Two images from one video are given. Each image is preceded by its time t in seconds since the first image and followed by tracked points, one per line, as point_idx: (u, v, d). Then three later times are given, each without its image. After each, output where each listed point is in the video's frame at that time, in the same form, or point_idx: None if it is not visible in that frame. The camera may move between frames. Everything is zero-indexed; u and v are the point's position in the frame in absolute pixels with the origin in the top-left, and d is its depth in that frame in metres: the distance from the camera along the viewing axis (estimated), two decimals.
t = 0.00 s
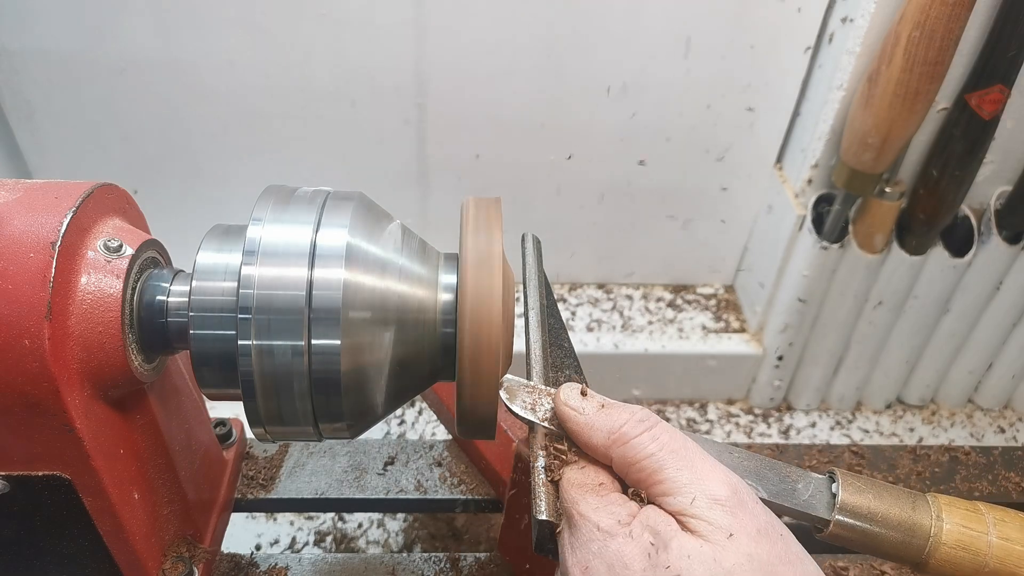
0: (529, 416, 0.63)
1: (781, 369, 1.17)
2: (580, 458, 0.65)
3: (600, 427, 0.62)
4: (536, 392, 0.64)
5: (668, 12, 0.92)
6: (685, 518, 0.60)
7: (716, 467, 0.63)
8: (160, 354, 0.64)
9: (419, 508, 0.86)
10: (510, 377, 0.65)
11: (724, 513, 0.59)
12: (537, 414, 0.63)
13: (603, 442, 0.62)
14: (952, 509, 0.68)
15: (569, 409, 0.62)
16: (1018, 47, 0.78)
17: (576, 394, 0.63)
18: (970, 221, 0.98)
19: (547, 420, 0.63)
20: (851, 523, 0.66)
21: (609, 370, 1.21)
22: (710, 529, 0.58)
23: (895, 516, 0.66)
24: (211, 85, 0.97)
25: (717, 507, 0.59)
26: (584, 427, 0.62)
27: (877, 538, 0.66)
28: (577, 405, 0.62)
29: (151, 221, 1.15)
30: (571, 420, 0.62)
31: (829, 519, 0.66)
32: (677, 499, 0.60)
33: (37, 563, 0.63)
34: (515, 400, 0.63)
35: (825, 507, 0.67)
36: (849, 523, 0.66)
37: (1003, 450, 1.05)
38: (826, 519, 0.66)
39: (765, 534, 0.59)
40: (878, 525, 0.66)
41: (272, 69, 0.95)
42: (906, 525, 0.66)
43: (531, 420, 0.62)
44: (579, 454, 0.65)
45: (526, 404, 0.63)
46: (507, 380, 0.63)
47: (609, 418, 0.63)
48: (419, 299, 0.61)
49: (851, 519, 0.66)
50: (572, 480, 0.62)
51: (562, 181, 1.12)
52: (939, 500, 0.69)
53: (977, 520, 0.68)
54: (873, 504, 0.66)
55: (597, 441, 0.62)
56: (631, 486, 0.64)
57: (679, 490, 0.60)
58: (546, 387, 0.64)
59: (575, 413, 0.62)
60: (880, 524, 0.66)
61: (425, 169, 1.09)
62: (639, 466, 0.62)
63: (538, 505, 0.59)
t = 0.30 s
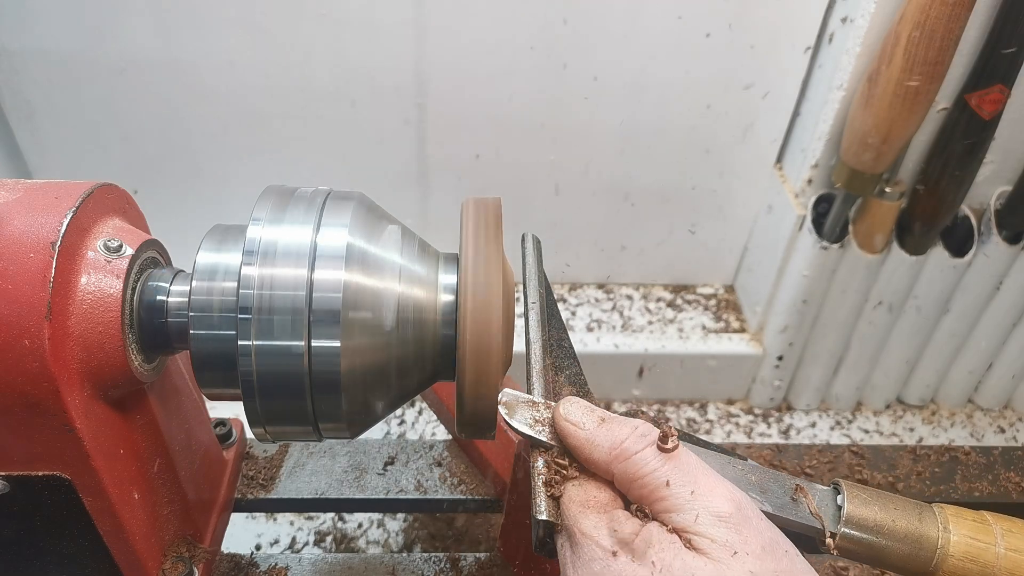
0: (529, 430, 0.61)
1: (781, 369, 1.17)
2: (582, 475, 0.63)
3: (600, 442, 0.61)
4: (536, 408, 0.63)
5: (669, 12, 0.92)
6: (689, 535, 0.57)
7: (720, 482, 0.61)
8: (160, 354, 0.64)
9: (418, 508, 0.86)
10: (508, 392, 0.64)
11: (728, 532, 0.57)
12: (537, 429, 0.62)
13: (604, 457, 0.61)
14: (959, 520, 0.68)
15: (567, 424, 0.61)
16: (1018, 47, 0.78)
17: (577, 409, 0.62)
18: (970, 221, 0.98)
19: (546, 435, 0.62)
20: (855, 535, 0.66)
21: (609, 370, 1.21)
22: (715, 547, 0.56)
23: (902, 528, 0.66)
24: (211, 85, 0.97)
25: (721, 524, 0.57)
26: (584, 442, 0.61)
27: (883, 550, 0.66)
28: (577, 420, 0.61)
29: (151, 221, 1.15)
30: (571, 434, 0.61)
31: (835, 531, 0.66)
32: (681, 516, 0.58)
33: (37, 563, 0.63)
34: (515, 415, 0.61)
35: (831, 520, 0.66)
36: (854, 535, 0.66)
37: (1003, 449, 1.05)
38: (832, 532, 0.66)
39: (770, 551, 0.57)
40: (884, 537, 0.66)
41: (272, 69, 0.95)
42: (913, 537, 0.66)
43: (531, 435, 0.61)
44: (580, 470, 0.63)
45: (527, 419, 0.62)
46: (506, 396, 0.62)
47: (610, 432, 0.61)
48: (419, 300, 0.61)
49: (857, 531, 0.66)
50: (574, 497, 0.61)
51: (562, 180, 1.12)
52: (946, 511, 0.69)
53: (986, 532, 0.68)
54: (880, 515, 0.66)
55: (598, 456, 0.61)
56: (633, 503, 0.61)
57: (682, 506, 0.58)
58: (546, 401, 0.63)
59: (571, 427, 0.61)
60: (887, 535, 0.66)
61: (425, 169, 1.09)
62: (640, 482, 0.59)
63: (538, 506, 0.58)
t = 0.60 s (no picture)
0: (531, 447, 0.61)
1: (781, 369, 1.17)
2: (587, 490, 0.63)
3: (607, 459, 0.60)
4: (541, 424, 0.62)
5: (669, 11, 0.92)
6: (696, 552, 0.58)
7: (728, 500, 0.61)
8: (160, 354, 0.64)
9: (418, 508, 0.86)
10: (514, 408, 0.64)
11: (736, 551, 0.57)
12: (542, 444, 0.62)
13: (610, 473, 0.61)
14: (971, 533, 0.67)
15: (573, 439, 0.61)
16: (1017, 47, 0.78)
17: (583, 423, 0.61)
18: (970, 221, 0.98)
19: (551, 449, 0.62)
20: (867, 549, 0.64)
21: (609, 369, 1.21)
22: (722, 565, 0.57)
23: (915, 541, 0.65)
24: (211, 85, 0.97)
25: (727, 542, 0.58)
26: (590, 458, 0.60)
27: (896, 565, 0.65)
28: (584, 435, 0.61)
29: (151, 221, 1.15)
30: (577, 449, 0.60)
31: (846, 546, 0.65)
32: (687, 534, 0.58)
33: (37, 563, 0.63)
34: (519, 432, 0.61)
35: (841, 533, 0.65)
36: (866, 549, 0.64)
37: (1003, 449, 1.05)
38: (843, 546, 0.65)
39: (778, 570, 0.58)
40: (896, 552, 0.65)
41: (271, 69, 0.95)
42: (926, 551, 0.65)
43: (536, 452, 0.61)
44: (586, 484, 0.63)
45: (531, 435, 0.62)
46: (510, 411, 0.62)
47: (617, 448, 0.61)
48: (419, 300, 0.61)
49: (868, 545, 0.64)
50: (577, 514, 0.59)
51: (563, 179, 1.12)
52: (958, 523, 0.68)
53: (998, 543, 0.67)
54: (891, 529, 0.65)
55: (605, 472, 0.61)
56: (640, 519, 0.62)
57: (689, 524, 0.59)
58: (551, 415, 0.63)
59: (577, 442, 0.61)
60: (899, 549, 0.65)
61: (425, 169, 1.09)
62: (647, 499, 0.60)
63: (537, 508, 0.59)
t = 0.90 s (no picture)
0: (530, 397, 0.62)
1: (781, 369, 1.17)
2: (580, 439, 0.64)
3: (601, 409, 0.62)
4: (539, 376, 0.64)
5: (669, 11, 0.92)
6: (685, 496, 0.59)
7: (716, 449, 0.63)
8: (160, 354, 0.64)
9: (418, 508, 0.86)
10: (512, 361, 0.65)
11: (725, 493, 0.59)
12: (538, 394, 0.63)
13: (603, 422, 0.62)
14: (945, 503, 0.68)
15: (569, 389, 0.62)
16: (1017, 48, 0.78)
17: (580, 376, 0.63)
18: (970, 221, 0.98)
19: (547, 400, 0.63)
20: (843, 512, 0.66)
21: (609, 369, 1.21)
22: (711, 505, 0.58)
23: (890, 508, 0.67)
24: (212, 85, 0.97)
25: (716, 485, 0.60)
26: (585, 408, 0.62)
27: (870, 529, 0.66)
28: (580, 386, 0.62)
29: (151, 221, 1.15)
30: (573, 399, 0.62)
31: (823, 508, 0.67)
32: (677, 478, 0.60)
33: (37, 563, 0.63)
34: (519, 381, 0.63)
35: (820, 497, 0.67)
36: (842, 512, 0.66)
37: (1003, 449, 1.05)
38: (820, 507, 0.67)
39: (764, 513, 0.60)
40: (871, 515, 0.66)
41: (271, 69, 0.95)
42: (900, 518, 0.66)
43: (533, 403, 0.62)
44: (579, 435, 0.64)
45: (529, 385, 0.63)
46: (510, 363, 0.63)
47: (611, 399, 0.62)
48: (419, 300, 0.61)
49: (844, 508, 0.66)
50: (571, 462, 0.61)
51: (563, 179, 1.12)
52: (933, 494, 0.69)
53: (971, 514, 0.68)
54: (866, 495, 0.67)
55: (598, 421, 0.62)
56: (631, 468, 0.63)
57: (679, 468, 0.60)
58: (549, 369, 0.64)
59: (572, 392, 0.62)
60: (874, 514, 0.66)
61: (425, 168, 1.09)
62: (639, 447, 0.61)
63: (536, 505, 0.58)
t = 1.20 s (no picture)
0: (530, 418, 0.63)
1: (781, 369, 1.17)
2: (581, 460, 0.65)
3: (600, 430, 0.62)
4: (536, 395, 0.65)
5: (669, 11, 0.92)
6: (686, 519, 0.60)
7: (717, 468, 0.63)
8: (160, 354, 0.64)
9: (418, 508, 0.86)
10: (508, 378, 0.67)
11: (727, 517, 0.59)
12: (537, 415, 0.64)
13: (603, 443, 0.62)
14: (951, 517, 0.68)
15: (568, 411, 0.62)
16: (1017, 48, 0.78)
17: (577, 396, 0.63)
18: (970, 221, 0.98)
19: (547, 421, 0.64)
20: (847, 527, 0.66)
21: (609, 370, 1.21)
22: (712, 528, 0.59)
23: (894, 522, 0.67)
24: (212, 85, 0.97)
25: (717, 508, 0.60)
26: (584, 429, 0.62)
27: (874, 544, 0.67)
28: (577, 407, 0.62)
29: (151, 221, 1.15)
30: (571, 420, 0.62)
31: (827, 524, 0.67)
32: (679, 501, 0.60)
33: (37, 563, 0.63)
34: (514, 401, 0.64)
35: (824, 512, 0.68)
36: (845, 527, 0.66)
37: (1003, 449, 1.05)
38: (823, 523, 0.67)
39: (766, 536, 0.59)
40: (876, 530, 0.66)
41: (271, 69, 0.95)
42: (904, 531, 0.67)
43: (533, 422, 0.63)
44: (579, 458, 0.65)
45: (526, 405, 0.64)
46: (506, 380, 0.65)
47: (610, 420, 0.63)
48: (419, 300, 0.61)
49: (847, 523, 0.67)
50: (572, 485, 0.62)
51: (563, 179, 1.12)
52: (939, 507, 0.69)
53: (977, 527, 0.68)
54: (870, 509, 0.67)
55: (598, 442, 0.62)
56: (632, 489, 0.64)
57: (680, 491, 0.61)
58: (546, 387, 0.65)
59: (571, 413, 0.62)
60: (878, 528, 0.66)
61: (425, 169, 1.09)
62: (639, 468, 0.62)
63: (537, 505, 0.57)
